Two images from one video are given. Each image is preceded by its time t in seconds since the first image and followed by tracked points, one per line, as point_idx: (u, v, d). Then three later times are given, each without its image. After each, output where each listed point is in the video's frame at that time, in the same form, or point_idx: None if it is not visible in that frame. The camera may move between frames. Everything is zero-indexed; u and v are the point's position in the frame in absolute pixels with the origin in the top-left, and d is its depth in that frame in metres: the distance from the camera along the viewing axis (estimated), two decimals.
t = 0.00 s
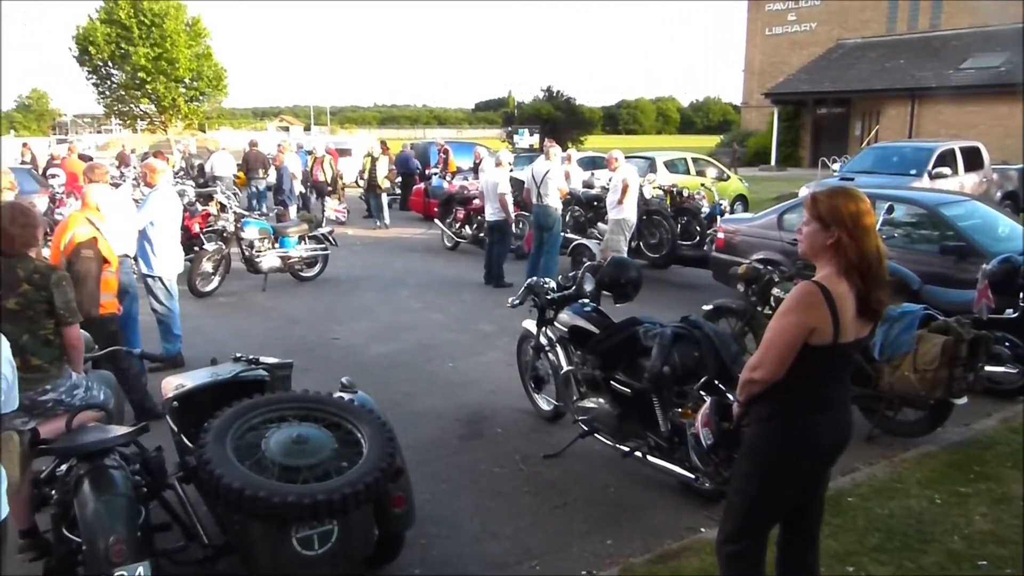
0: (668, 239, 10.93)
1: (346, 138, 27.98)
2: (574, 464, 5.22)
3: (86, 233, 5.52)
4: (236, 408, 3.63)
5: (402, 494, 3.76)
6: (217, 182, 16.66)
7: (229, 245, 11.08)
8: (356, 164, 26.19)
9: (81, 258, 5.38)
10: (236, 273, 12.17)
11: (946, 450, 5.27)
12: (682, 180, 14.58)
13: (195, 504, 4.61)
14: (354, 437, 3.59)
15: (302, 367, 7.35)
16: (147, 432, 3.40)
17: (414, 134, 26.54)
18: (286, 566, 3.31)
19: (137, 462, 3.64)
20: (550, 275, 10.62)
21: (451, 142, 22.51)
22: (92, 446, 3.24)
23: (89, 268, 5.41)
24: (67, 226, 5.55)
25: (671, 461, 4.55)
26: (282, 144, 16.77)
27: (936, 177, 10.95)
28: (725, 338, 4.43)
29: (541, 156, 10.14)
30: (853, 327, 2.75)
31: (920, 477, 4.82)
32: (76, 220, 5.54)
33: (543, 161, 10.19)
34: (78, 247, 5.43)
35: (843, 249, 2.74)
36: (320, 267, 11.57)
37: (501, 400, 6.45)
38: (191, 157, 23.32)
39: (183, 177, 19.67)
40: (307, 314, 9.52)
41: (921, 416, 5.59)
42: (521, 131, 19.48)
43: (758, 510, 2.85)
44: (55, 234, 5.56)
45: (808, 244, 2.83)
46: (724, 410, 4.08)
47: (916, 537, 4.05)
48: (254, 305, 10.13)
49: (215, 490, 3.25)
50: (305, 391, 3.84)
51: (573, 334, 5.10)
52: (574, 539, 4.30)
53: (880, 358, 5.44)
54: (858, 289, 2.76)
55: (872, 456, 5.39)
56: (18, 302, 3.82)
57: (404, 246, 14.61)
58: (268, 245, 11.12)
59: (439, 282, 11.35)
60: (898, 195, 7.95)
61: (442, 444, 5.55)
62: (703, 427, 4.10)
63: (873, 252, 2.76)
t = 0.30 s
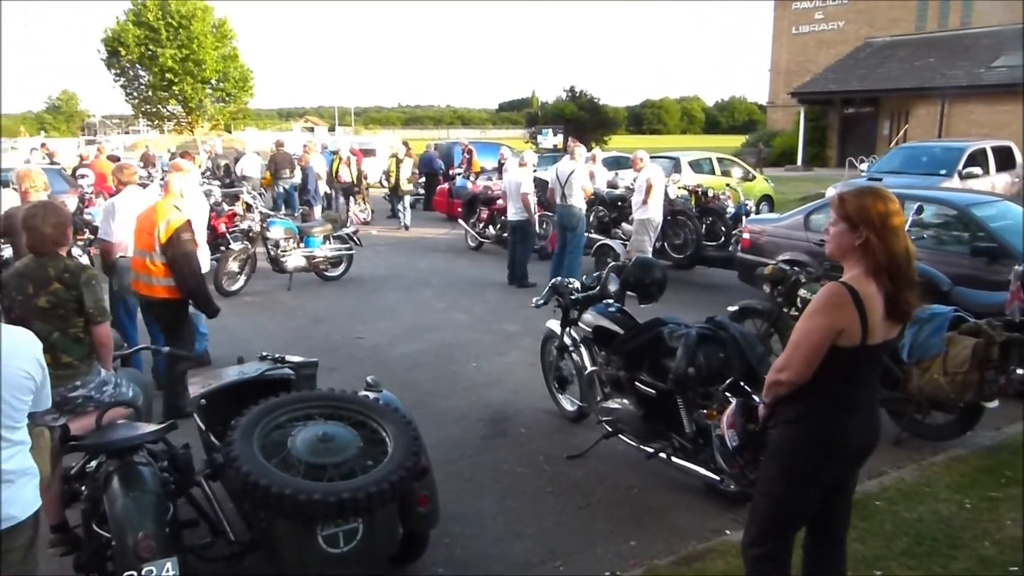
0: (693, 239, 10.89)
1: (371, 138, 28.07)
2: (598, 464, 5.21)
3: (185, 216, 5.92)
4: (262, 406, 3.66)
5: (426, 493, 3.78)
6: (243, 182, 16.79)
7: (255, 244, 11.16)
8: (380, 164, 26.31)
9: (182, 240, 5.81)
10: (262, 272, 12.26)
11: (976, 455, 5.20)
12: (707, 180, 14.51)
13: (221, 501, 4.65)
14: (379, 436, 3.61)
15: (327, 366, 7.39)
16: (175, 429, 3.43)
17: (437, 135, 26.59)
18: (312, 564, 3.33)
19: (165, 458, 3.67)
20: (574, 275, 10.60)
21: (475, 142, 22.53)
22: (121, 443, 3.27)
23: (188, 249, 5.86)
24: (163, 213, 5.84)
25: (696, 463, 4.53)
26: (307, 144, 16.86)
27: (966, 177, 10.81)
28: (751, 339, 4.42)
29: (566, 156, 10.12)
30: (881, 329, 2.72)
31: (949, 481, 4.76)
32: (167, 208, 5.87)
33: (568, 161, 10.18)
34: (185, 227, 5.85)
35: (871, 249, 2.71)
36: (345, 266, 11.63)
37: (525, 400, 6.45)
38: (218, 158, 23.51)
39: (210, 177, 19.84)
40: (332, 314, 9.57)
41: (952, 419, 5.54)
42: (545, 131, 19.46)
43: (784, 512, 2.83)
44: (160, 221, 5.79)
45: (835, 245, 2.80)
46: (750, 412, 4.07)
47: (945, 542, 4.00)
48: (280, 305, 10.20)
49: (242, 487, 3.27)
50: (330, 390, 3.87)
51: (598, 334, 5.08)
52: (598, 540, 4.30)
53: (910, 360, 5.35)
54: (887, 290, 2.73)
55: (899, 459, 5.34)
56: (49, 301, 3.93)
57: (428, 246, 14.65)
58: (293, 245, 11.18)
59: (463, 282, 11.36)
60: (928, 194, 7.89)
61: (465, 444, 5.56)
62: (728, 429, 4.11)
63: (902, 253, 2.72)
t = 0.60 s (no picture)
0: (713, 240, 10.84)
1: (390, 137, 28.11)
2: (617, 465, 5.20)
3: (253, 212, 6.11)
4: (282, 402, 3.68)
5: (444, 492, 3.79)
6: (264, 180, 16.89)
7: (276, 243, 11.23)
8: (400, 163, 26.38)
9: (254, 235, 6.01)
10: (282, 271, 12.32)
11: (1001, 460, 5.14)
12: (728, 180, 14.44)
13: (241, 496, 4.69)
14: (398, 434, 3.62)
15: (346, 364, 7.42)
16: (196, 426, 3.45)
17: (456, 134, 26.58)
18: (330, 561, 3.34)
19: (186, 455, 3.71)
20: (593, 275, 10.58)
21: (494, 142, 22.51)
22: (143, 438, 3.30)
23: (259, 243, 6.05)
24: (235, 211, 6.00)
25: (715, 464, 4.51)
26: (328, 143, 16.93)
27: (992, 179, 10.69)
28: (772, 340, 4.36)
29: (586, 156, 10.09)
30: (903, 331, 2.70)
31: (972, 487, 4.71)
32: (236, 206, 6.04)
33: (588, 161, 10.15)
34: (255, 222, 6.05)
35: (893, 250, 2.68)
36: (365, 265, 11.68)
37: (543, 400, 6.44)
38: (239, 157, 23.67)
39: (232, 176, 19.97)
40: (352, 312, 9.61)
41: (976, 423, 5.47)
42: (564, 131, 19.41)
43: (804, 515, 2.81)
44: (236, 219, 5.95)
45: (858, 245, 2.78)
46: (770, 413, 4.03)
47: (968, 549, 3.96)
48: (300, 303, 10.24)
49: (262, 483, 3.29)
50: (350, 388, 3.88)
51: (617, 334, 5.07)
52: (616, 541, 4.29)
53: (933, 363, 5.34)
54: (910, 292, 2.71)
55: (922, 463, 5.29)
56: (75, 296, 3.96)
57: (447, 245, 14.67)
58: (314, 244, 11.23)
59: (482, 281, 11.37)
60: (953, 196, 7.78)
61: (483, 443, 5.56)
62: (748, 431, 4.05)
63: (925, 254, 2.70)
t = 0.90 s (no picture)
0: (732, 239, 10.79)
1: (408, 135, 28.15)
2: (634, 464, 5.19)
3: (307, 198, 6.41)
4: (301, 399, 3.70)
5: (461, 489, 3.79)
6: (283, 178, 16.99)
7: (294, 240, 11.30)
8: (418, 161, 26.43)
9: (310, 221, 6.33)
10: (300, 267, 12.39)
11: None
12: (747, 179, 14.37)
13: (259, 492, 4.72)
14: (416, 431, 3.63)
15: (364, 361, 7.44)
16: (216, 420, 3.48)
17: (475, 132, 26.57)
18: (347, 557, 3.36)
19: (206, 449, 3.73)
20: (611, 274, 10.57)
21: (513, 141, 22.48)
22: (164, 433, 3.33)
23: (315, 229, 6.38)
24: (291, 197, 6.29)
25: (733, 465, 4.49)
26: (347, 141, 17.01)
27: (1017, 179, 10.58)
28: (791, 341, 4.32)
29: (604, 154, 10.07)
30: (926, 331, 2.67)
31: (995, 490, 4.66)
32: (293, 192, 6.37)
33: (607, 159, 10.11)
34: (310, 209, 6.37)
35: (917, 249, 2.66)
36: (382, 262, 11.73)
37: (560, 399, 6.43)
38: (258, 155, 23.81)
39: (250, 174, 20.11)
40: (370, 309, 9.65)
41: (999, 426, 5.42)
42: (582, 129, 19.34)
43: (823, 516, 2.80)
44: (292, 206, 6.26)
45: (880, 245, 2.75)
46: (790, 414, 4.02)
47: (990, 553, 3.92)
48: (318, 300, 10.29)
49: (281, 478, 3.31)
50: (368, 385, 3.90)
51: (635, 333, 5.06)
52: (633, 540, 4.28)
53: (955, 365, 5.27)
54: (933, 292, 2.68)
55: (943, 466, 5.25)
56: (105, 289, 4.02)
57: (465, 243, 14.69)
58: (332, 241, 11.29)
59: (500, 279, 11.38)
60: (977, 196, 7.68)
61: (501, 441, 5.57)
62: (767, 431, 4.05)
63: (948, 254, 2.67)
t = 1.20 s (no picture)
0: (754, 239, 10.73)
1: (429, 132, 28.19)
2: (653, 464, 5.17)
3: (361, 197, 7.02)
4: (322, 393, 3.71)
5: (480, 486, 3.79)
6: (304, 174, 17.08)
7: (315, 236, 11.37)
8: (439, 159, 26.45)
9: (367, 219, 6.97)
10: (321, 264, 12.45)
11: None
12: (770, 179, 14.27)
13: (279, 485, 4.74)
14: (435, 427, 3.64)
15: (384, 357, 7.47)
16: (238, 414, 3.49)
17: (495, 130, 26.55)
18: (366, 552, 3.37)
19: (226, 442, 3.75)
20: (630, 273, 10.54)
21: (533, 139, 22.44)
22: (186, 425, 3.35)
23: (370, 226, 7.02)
24: (349, 196, 6.90)
25: (753, 467, 4.47)
26: (368, 138, 17.06)
27: None
28: (814, 342, 4.30)
29: (624, 153, 10.04)
30: (953, 333, 2.64)
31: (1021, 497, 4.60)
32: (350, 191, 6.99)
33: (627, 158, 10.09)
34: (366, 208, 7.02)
35: (945, 251, 2.63)
36: (402, 259, 11.76)
37: (579, 397, 6.42)
38: (280, 151, 23.92)
39: (272, 170, 20.22)
40: (389, 306, 9.68)
41: None
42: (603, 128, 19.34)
43: (845, 519, 2.78)
44: (351, 203, 6.87)
45: (908, 245, 2.73)
46: (812, 415, 3.93)
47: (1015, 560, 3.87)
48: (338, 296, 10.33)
49: (301, 473, 3.33)
50: (388, 380, 3.91)
51: (655, 333, 5.06)
52: (651, 540, 4.27)
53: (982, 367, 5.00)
54: (961, 294, 2.65)
55: (968, 472, 5.19)
56: (127, 283, 4.13)
57: (485, 241, 14.70)
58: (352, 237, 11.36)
59: (519, 278, 11.38)
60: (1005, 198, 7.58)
61: (519, 439, 5.57)
62: (789, 433, 4.03)
63: (978, 256, 2.64)
